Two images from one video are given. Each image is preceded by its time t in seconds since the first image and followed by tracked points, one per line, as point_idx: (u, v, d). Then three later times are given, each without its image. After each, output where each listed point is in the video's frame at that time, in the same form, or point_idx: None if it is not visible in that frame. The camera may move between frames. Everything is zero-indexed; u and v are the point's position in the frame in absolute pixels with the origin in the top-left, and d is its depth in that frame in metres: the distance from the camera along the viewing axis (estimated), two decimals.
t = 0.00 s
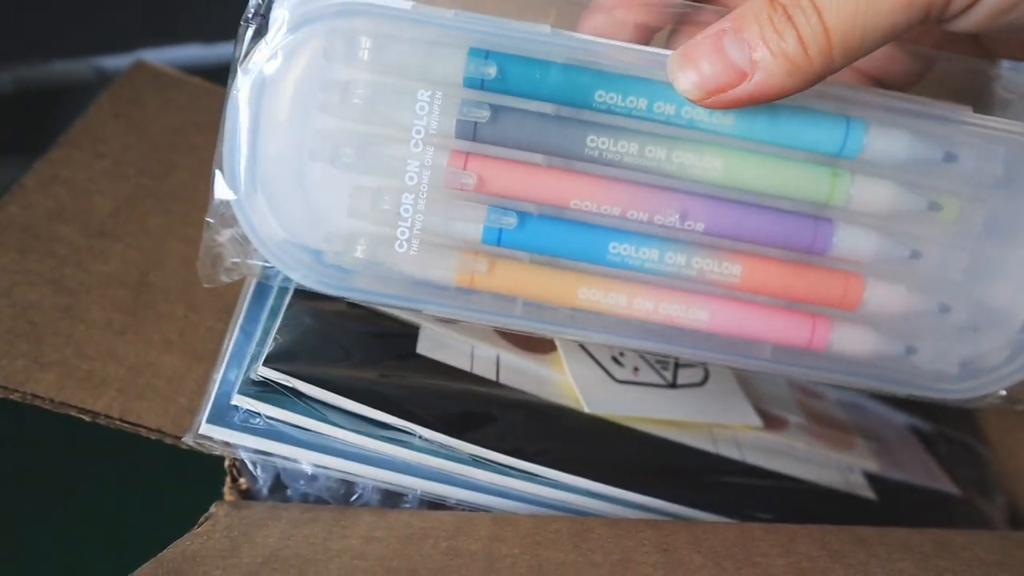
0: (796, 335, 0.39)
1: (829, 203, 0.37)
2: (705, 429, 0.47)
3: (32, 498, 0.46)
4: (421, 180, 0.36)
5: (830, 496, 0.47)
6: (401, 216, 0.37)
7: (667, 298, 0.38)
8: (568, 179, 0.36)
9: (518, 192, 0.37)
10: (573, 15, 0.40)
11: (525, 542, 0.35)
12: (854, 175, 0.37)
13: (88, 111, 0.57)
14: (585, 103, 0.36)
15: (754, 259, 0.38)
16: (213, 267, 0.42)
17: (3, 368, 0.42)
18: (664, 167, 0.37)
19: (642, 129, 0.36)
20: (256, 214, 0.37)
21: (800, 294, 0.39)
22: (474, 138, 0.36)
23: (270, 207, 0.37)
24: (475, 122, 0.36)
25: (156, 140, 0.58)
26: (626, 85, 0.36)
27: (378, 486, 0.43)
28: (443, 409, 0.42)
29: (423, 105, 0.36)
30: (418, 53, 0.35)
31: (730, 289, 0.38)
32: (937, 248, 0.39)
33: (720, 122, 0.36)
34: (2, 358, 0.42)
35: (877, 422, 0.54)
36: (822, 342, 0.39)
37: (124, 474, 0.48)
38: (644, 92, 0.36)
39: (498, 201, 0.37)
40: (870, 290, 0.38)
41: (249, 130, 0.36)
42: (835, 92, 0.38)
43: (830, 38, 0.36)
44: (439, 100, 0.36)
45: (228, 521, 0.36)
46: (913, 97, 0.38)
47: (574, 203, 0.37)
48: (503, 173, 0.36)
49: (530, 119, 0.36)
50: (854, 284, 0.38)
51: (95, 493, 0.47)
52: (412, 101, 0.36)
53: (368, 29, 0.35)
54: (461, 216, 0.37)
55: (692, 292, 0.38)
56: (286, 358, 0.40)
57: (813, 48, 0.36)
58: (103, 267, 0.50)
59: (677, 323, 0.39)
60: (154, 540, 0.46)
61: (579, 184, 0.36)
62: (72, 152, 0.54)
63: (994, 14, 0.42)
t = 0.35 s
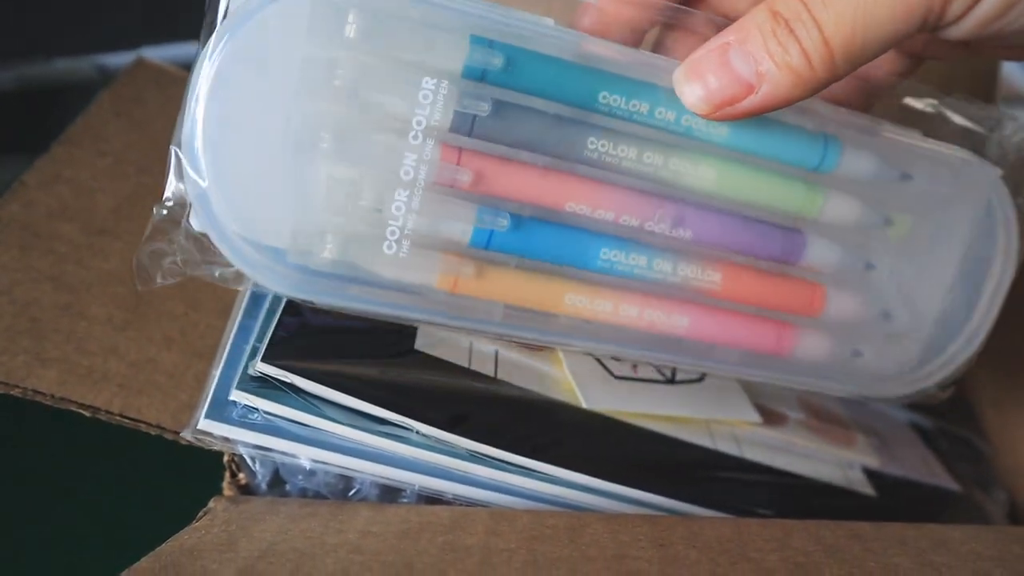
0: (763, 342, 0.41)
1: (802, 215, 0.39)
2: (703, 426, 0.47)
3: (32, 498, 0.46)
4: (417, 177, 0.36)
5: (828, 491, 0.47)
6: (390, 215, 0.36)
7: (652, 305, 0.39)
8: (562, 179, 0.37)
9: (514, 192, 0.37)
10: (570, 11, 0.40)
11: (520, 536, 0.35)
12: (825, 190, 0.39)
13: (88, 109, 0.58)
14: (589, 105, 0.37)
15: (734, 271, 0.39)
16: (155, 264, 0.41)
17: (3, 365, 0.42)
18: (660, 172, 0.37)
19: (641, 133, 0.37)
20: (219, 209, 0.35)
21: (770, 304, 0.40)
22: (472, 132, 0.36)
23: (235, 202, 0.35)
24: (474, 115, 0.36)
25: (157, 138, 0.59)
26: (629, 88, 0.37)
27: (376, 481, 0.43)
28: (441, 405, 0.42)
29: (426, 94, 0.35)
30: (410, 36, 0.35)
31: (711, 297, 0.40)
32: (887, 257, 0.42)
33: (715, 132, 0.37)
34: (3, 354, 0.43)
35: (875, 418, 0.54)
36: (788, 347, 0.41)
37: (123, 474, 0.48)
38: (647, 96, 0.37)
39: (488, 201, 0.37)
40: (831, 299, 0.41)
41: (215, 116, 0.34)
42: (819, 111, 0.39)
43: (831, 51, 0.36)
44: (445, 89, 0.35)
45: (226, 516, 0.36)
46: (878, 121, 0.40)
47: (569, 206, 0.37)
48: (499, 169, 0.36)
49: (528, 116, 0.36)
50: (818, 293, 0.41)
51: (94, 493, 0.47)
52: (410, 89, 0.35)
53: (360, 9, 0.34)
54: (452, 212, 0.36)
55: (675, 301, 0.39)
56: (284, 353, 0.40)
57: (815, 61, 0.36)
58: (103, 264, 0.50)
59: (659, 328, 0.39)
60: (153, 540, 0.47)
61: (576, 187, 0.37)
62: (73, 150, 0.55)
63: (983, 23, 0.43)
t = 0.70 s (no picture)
0: (768, 309, 0.45)
1: (795, 193, 0.43)
2: (701, 422, 0.47)
3: (32, 498, 0.46)
4: (455, 249, 0.36)
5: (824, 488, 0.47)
6: (433, 287, 0.37)
7: (671, 306, 0.43)
8: (584, 206, 0.39)
9: (538, 237, 0.38)
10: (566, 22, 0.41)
11: (518, 534, 0.35)
12: (811, 169, 0.43)
13: (85, 105, 0.57)
14: (604, 136, 0.38)
15: (735, 253, 0.43)
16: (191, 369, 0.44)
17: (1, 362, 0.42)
18: (671, 186, 0.40)
19: (649, 153, 0.39)
20: (257, 310, 0.35)
21: (767, 275, 0.45)
22: (496, 188, 0.37)
23: (274, 300, 0.35)
24: (498, 172, 0.36)
25: (155, 135, 0.59)
26: (639, 116, 0.38)
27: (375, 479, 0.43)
28: (442, 405, 0.42)
29: (457, 168, 0.36)
30: (428, 108, 0.35)
31: (719, 285, 0.44)
32: (859, 219, 0.47)
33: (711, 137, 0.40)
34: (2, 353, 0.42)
35: (872, 414, 0.54)
36: (784, 310, 0.46)
37: (123, 474, 0.48)
38: (652, 117, 0.38)
39: (515, 248, 0.38)
40: (816, 259, 0.46)
41: (239, 208, 0.33)
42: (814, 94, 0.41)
43: (830, 64, 0.36)
44: (473, 159, 0.36)
45: (225, 514, 0.36)
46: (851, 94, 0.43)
47: (592, 238, 0.39)
48: (526, 220, 0.37)
49: (551, 161, 0.37)
50: (804, 257, 0.45)
51: (95, 493, 0.47)
52: (431, 164, 0.35)
53: (372, 86, 0.34)
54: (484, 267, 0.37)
55: (690, 298, 0.43)
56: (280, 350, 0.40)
57: (814, 75, 0.36)
58: (102, 263, 0.50)
59: (676, 326, 0.43)
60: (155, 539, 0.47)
61: (597, 219, 0.39)
62: (72, 147, 0.54)
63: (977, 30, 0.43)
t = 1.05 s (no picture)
0: (797, 333, 0.41)
1: (825, 203, 0.39)
2: (705, 425, 0.47)
3: (33, 498, 0.46)
4: (421, 205, 0.37)
5: (830, 492, 0.47)
6: (403, 240, 0.37)
7: (674, 305, 0.40)
8: (565, 190, 0.37)
9: (519, 208, 0.37)
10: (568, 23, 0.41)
11: (522, 539, 0.35)
12: (847, 176, 0.38)
13: (89, 107, 0.57)
14: (582, 118, 0.37)
15: (757, 256, 0.39)
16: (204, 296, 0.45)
17: (6, 366, 0.42)
18: (666, 177, 0.37)
19: (641, 140, 0.37)
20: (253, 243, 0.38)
21: (799, 295, 0.40)
22: (473, 157, 0.37)
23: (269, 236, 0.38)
24: (472, 142, 0.36)
25: (159, 136, 0.59)
26: (622, 99, 0.36)
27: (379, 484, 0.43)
28: (443, 407, 0.42)
29: (419, 129, 0.36)
30: (407, 73, 0.36)
31: (733, 291, 0.40)
32: (928, 240, 0.40)
33: (718, 130, 0.37)
34: (5, 356, 0.42)
35: (876, 415, 0.54)
36: (822, 339, 0.41)
37: (124, 474, 0.48)
38: (640, 104, 0.37)
39: (498, 219, 0.38)
40: (867, 285, 0.40)
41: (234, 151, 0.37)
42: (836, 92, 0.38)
43: (825, 53, 0.36)
44: (437, 122, 0.36)
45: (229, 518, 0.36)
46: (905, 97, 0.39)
47: (575, 217, 0.38)
48: (501, 192, 0.37)
49: (529, 136, 0.37)
50: (851, 279, 0.40)
51: (95, 493, 0.47)
52: (407, 124, 0.36)
53: (358, 52, 0.36)
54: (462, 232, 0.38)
55: (694, 298, 0.40)
56: (281, 356, 0.41)
57: (809, 63, 0.36)
58: (105, 266, 0.50)
59: (681, 328, 0.40)
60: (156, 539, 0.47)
61: (579, 198, 0.37)
62: (74, 149, 0.54)
63: (982, 29, 0.43)
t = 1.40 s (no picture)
0: (740, 366, 0.41)
1: (806, 237, 0.38)
2: (702, 425, 0.48)
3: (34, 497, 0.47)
4: (409, 88, 0.37)
5: (827, 492, 0.47)
6: (377, 121, 0.38)
7: (621, 288, 0.40)
8: (555, 134, 0.37)
9: (503, 136, 0.38)
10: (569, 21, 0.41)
11: (518, 536, 0.36)
12: (838, 215, 0.38)
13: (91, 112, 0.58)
14: (596, 66, 0.37)
15: (720, 271, 0.39)
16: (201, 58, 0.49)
17: (7, 368, 0.42)
18: (659, 152, 0.37)
19: (643, 107, 0.37)
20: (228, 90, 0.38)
21: (756, 329, 0.40)
22: (477, 71, 0.37)
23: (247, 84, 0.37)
24: (481, 52, 0.37)
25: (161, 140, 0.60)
26: (641, 59, 0.36)
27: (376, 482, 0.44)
28: (442, 406, 0.42)
29: (435, 15, 0.37)
30: None
31: (691, 300, 0.40)
32: (903, 309, 0.40)
33: (725, 122, 0.37)
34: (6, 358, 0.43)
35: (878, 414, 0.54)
36: (761, 381, 0.42)
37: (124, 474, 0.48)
38: (657, 70, 0.36)
39: (478, 135, 0.38)
40: (822, 341, 0.40)
41: None
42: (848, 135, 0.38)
43: (851, 39, 0.36)
44: (452, 14, 0.37)
45: (226, 517, 0.36)
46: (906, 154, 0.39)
47: (557, 160, 0.38)
48: (490, 117, 0.37)
49: (536, 71, 0.37)
50: (809, 329, 0.40)
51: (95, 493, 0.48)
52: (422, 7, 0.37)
53: None
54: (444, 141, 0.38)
55: (649, 289, 0.40)
56: (281, 355, 0.41)
57: (836, 48, 0.36)
58: (106, 267, 0.50)
59: (625, 313, 0.41)
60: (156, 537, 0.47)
61: (566, 146, 0.37)
62: (76, 153, 0.55)
63: (1000, 22, 0.43)
